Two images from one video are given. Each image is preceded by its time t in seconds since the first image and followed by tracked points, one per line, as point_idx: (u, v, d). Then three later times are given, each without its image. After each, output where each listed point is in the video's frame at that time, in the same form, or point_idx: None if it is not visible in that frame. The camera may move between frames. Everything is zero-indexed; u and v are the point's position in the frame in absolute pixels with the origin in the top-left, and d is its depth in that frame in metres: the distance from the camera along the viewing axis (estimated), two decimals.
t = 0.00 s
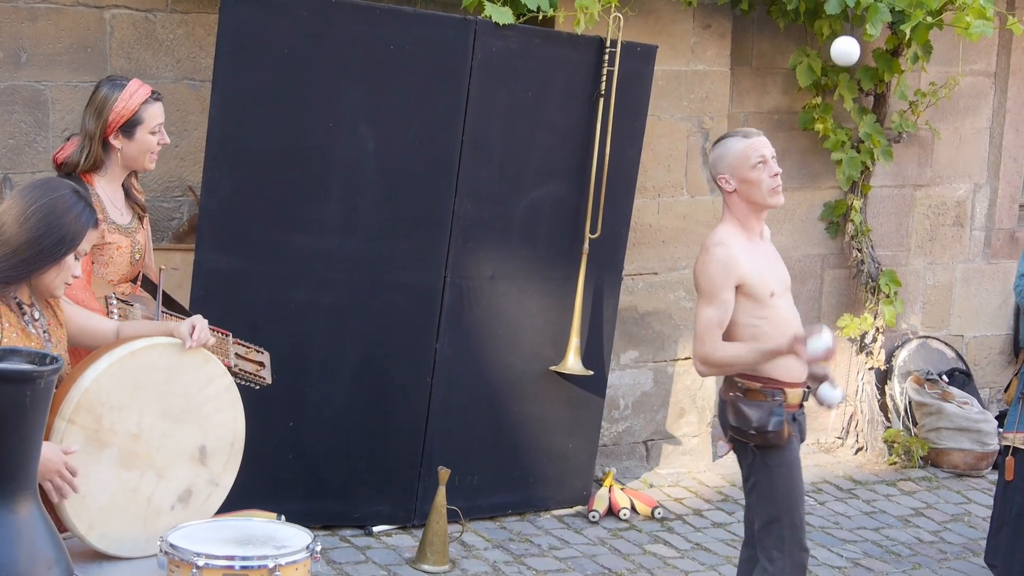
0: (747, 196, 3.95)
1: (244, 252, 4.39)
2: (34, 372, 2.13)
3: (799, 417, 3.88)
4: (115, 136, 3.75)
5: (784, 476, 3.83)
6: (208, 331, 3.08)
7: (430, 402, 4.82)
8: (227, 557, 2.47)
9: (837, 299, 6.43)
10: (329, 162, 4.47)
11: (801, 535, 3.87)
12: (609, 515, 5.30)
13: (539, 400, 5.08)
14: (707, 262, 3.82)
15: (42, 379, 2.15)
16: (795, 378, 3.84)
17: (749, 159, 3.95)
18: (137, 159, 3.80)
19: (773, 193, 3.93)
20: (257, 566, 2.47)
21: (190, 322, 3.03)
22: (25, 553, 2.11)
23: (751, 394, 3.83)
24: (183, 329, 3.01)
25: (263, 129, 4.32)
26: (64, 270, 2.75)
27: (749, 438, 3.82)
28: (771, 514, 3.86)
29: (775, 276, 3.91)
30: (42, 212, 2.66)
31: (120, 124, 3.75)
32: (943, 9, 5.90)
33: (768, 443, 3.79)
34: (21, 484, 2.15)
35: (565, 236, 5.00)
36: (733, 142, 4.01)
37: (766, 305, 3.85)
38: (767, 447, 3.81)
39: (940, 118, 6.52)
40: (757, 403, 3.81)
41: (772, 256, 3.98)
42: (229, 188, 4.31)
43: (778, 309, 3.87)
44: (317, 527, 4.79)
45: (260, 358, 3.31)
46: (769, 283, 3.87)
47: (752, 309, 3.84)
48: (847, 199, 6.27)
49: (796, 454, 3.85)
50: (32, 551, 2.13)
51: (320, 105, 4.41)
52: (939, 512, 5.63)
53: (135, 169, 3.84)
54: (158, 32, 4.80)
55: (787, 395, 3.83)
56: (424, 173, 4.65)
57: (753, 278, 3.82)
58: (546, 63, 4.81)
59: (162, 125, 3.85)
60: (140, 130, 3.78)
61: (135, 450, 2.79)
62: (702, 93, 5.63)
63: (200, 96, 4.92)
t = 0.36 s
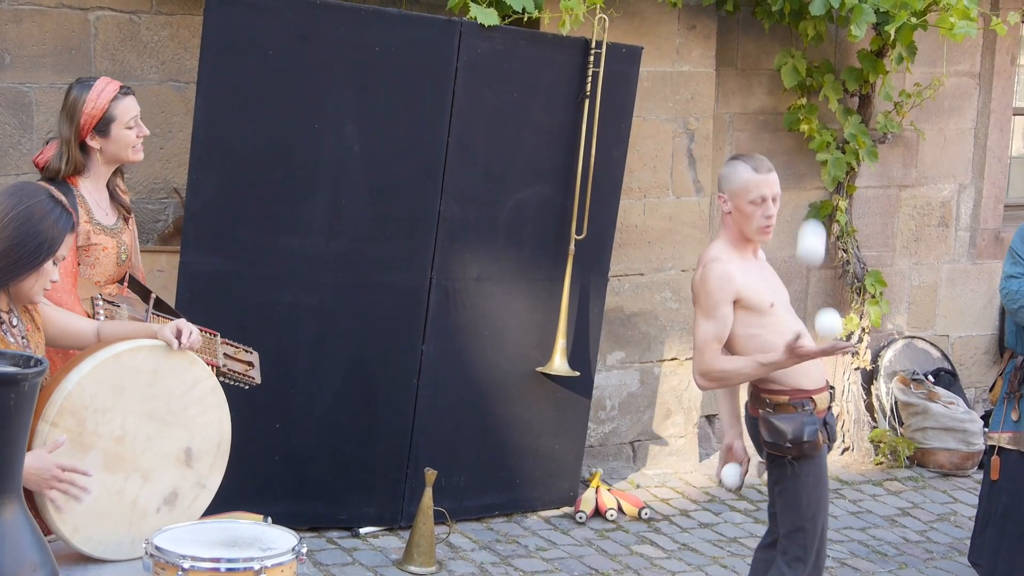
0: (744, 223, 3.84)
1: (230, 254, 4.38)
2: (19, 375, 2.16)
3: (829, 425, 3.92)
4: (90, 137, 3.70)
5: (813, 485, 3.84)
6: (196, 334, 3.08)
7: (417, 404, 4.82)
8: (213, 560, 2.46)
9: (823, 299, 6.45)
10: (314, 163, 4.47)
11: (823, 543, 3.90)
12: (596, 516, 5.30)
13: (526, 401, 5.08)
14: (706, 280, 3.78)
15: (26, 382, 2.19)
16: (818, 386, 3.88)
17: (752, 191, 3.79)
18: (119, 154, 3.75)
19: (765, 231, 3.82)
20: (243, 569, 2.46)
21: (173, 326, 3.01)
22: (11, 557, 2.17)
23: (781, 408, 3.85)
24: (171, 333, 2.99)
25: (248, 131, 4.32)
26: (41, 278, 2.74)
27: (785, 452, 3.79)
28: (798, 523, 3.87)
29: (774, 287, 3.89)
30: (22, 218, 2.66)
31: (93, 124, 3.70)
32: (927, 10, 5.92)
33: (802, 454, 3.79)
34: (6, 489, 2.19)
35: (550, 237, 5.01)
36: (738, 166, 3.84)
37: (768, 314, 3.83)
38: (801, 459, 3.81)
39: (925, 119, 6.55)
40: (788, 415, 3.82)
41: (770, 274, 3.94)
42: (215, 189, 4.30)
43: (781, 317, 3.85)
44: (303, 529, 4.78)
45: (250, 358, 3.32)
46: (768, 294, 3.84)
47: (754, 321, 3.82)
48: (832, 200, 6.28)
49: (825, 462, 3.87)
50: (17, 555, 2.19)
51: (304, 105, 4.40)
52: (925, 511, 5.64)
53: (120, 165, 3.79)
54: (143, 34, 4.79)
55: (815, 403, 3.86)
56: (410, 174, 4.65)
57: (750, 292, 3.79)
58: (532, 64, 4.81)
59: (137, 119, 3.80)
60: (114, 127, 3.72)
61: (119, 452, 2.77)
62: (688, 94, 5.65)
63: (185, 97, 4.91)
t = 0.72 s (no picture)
0: (736, 259, 3.85)
1: (227, 254, 4.38)
2: (15, 375, 2.16)
3: (847, 443, 3.93)
4: (72, 135, 3.66)
5: (837, 509, 3.85)
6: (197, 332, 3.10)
7: (414, 404, 4.82)
8: (209, 560, 2.45)
9: (821, 299, 6.44)
10: (312, 164, 4.47)
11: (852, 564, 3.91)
12: (593, 516, 5.30)
13: (523, 402, 5.08)
14: (691, 307, 3.79)
15: (23, 382, 2.18)
16: (828, 412, 3.86)
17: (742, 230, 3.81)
18: (102, 150, 3.69)
19: (751, 272, 3.83)
20: (240, 569, 2.45)
21: (177, 325, 3.02)
22: (7, 558, 2.17)
23: (795, 440, 3.85)
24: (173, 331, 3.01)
25: (245, 131, 4.32)
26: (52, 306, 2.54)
27: (804, 482, 3.81)
28: (825, 550, 3.87)
29: (768, 318, 3.86)
30: (28, 247, 2.43)
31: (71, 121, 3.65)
32: (924, 10, 5.92)
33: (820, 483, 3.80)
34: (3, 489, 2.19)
35: (548, 237, 5.01)
36: (735, 204, 3.86)
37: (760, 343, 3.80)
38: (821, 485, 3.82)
39: (922, 119, 6.56)
40: (801, 445, 3.82)
41: (769, 309, 3.91)
42: (212, 190, 4.30)
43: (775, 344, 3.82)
44: (300, 529, 4.78)
45: (258, 351, 3.37)
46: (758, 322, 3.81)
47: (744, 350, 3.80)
48: (829, 200, 6.28)
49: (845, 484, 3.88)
50: (14, 556, 2.19)
51: (301, 106, 4.40)
52: (923, 511, 5.65)
53: (107, 161, 3.74)
54: (140, 34, 4.79)
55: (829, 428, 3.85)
56: (407, 174, 4.65)
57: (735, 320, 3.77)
58: (529, 64, 4.81)
59: (117, 110, 3.73)
60: (93, 122, 3.66)
61: (121, 446, 2.77)
62: (685, 94, 5.65)
63: (182, 97, 4.91)
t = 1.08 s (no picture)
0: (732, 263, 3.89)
1: (230, 254, 4.38)
2: (18, 374, 2.16)
3: (845, 449, 3.91)
4: (65, 131, 3.59)
5: (836, 515, 3.83)
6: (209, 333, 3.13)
7: (416, 403, 4.81)
8: (212, 560, 2.45)
9: (822, 299, 6.44)
10: (314, 163, 4.47)
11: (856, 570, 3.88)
12: (595, 516, 5.30)
13: (525, 401, 5.08)
14: (682, 310, 3.84)
15: (26, 382, 2.18)
16: (825, 417, 3.85)
17: (737, 234, 3.86)
18: (96, 144, 3.61)
19: (747, 276, 3.87)
20: (243, 569, 2.45)
21: (184, 323, 3.07)
22: (10, 557, 2.17)
23: (791, 444, 3.83)
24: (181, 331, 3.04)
25: (248, 131, 4.32)
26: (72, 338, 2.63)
27: (796, 487, 3.80)
28: (825, 556, 3.86)
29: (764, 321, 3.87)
30: (56, 285, 2.53)
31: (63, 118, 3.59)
32: (927, 9, 5.91)
33: (815, 488, 3.78)
34: (7, 489, 2.19)
35: (550, 237, 5.00)
36: (732, 208, 3.92)
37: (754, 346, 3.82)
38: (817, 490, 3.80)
39: (925, 119, 6.55)
40: (795, 450, 3.81)
41: (769, 314, 3.93)
42: (214, 189, 4.30)
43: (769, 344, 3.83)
44: (302, 528, 4.78)
45: (276, 346, 3.39)
46: (751, 324, 3.83)
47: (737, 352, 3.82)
48: (831, 200, 6.28)
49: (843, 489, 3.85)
50: (16, 555, 2.19)
51: (304, 106, 4.40)
52: (925, 511, 5.64)
53: (105, 156, 3.66)
54: (142, 33, 4.78)
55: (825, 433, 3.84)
56: (410, 174, 4.64)
57: (724, 321, 3.81)
58: (532, 64, 4.81)
59: (109, 104, 3.64)
60: (83, 117, 3.58)
61: (126, 446, 2.76)
62: (688, 93, 5.64)
63: (184, 97, 4.91)
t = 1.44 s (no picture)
0: (732, 269, 3.88)
1: (234, 254, 4.38)
2: (23, 374, 2.17)
3: (850, 454, 3.89)
4: (82, 122, 3.59)
5: (838, 520, 3.83)
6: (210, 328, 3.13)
7: (420, 403, 4.81)
8: (216, 560, 2.45)
9: (827, 300, 6.43)
10: (318, 164, 4.47)
11: None
12: (599, 516, 5.30)
13: (529, 402, 5.08)
14: (682, 312, 3.81)
15: (30, 381, 2.19)
16: (826, 422, 3.86)
17: (739, 241, 3.85)
18: (112, 136, 3.60)
19: (747, 280, 3.86)
20: (247, 569, 2.45)
21: (189, 322, 3.06)
22: (14, 556, 2.17)
23: (793, 450, 3.86)
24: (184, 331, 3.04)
25: (253, 131, 4.32)
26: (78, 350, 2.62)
27: (798, 494, 3.81)
28: (828, 561, 3.86)
29: (763, 326, 3.87)
30: (63, 300, 2.53)
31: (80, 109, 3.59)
32: (932, 10, 5.91)
33: (817, 494, 3.79)
34: (10, 489, 2.19)
35: (554, 237, 5.00)
36: (734, 213, 3.91)
37: (752, 350, 3.82)
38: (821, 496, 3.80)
39: (929, 119, 6.55)
40: (796, 456, 3.83)
41: (770, 319, 3.93)
42: (219, 190, 4.30)
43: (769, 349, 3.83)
44: (306, 529, 4.78)
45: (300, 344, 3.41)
46: (750, 328, 3.83)
47: (736, 356, 3.82)
48: (836, 200, 6.28)
49: (847, 495, 3.84)
50: (21, 554, 2.19)
51: (308, 106, 4.40)
52: (929, 512, 5.64)
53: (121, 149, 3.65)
54: (146, 33, 4.77)
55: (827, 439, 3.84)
56: (414, 174, 4.64)
57: (726, 324, 3.79)
58: (536, 64, 4.81)
59: (126, 97, 3.64)
60: (100, 108, 3.58)
61: (131, 446, 2.77)
62: (692, 94, 5.64)
63: (189, 97, 4.89)
